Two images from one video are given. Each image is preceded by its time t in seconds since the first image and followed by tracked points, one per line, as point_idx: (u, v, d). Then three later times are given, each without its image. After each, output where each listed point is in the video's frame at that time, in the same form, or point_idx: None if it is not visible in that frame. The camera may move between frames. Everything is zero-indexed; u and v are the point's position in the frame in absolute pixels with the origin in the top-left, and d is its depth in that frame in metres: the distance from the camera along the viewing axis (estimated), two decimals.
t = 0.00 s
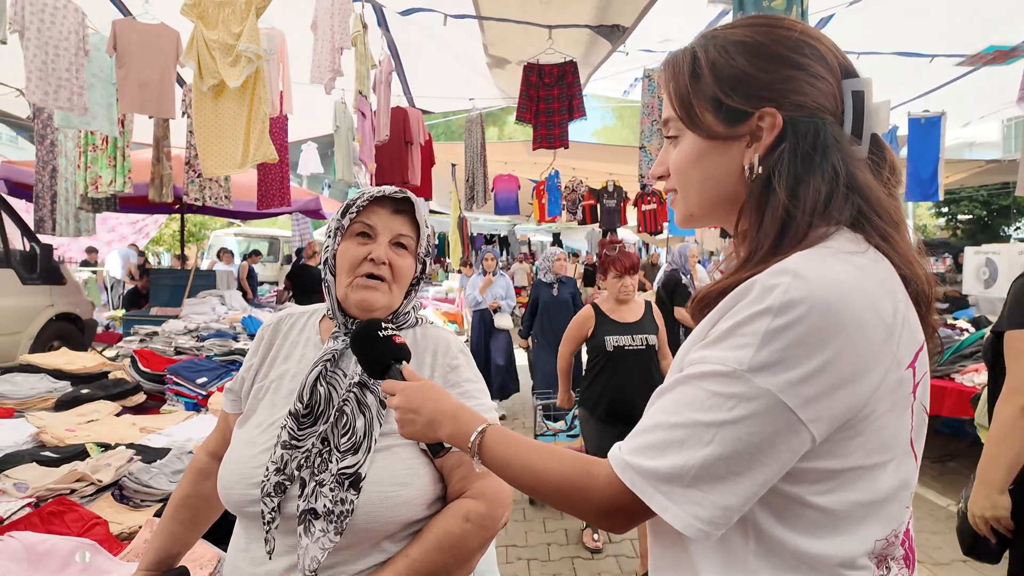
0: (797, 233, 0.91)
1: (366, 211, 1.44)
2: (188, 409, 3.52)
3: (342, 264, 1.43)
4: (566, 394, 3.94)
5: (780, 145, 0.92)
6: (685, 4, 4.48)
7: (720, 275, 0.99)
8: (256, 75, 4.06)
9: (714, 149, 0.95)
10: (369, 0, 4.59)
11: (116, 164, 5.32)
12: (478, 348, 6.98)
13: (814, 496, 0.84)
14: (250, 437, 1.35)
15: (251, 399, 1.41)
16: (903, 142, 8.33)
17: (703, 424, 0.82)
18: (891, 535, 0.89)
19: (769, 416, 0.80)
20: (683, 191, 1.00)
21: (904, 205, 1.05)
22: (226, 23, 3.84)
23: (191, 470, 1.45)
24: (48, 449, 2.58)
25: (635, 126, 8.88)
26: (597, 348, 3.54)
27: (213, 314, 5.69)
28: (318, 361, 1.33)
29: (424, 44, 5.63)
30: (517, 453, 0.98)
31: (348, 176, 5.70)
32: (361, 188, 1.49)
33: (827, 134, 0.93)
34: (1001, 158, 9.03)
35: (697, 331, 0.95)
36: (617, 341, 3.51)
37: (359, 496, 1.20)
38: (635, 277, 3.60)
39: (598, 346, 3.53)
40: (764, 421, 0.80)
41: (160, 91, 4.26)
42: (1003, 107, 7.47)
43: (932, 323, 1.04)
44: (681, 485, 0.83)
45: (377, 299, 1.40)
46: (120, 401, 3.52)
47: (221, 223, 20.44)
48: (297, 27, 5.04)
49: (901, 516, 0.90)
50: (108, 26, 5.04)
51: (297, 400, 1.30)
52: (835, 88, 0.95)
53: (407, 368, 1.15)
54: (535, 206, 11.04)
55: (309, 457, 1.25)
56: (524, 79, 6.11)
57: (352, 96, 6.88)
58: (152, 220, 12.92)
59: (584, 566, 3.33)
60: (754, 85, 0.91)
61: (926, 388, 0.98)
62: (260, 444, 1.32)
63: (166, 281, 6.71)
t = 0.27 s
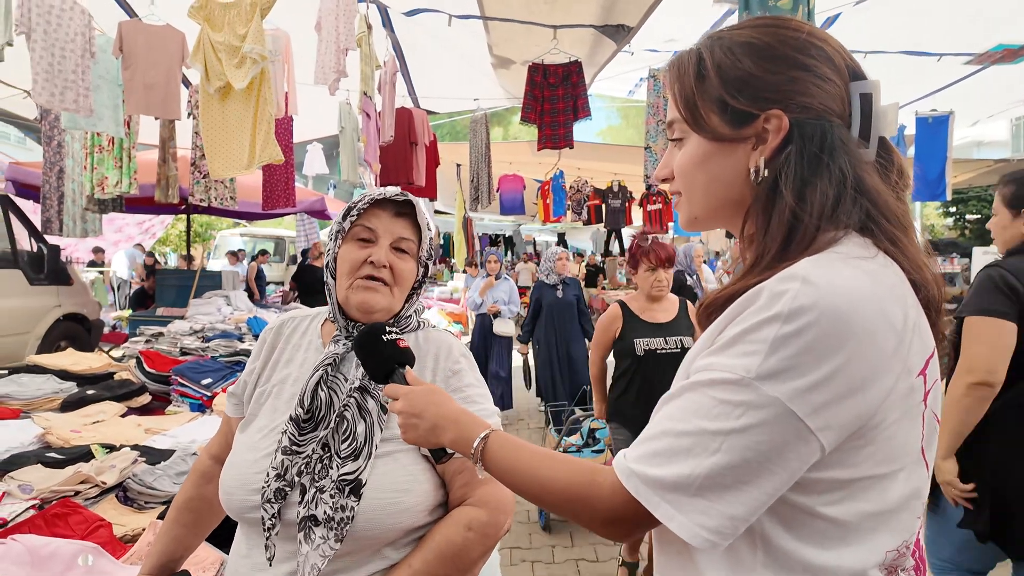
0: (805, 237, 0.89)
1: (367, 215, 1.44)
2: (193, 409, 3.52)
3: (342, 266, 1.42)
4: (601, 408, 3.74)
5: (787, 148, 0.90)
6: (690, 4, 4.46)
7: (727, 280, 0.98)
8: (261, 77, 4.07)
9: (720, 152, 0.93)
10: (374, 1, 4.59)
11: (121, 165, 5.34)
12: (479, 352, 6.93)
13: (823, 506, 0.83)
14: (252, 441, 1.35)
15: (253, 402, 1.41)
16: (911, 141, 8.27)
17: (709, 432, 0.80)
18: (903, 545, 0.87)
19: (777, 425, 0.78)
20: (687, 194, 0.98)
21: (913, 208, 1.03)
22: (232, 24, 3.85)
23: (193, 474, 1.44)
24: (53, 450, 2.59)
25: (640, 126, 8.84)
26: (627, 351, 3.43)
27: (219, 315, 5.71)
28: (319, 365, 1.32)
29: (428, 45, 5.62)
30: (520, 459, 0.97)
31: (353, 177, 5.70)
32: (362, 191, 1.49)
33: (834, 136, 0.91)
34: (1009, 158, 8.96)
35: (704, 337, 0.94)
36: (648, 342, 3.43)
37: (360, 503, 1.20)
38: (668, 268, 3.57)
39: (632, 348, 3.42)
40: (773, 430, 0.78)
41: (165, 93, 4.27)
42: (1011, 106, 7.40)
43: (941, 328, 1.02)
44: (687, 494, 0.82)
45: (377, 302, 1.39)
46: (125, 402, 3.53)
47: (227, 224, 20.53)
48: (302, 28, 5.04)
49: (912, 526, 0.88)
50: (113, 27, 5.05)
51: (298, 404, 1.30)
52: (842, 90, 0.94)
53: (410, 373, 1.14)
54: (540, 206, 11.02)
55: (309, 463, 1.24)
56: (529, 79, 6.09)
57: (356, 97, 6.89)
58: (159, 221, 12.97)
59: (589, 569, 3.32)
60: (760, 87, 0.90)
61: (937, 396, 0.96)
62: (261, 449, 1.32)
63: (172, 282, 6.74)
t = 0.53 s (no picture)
0: (806, 237, 0.88)
1: (364, 213, 1.44)
2: (196, 409, 3.53)
3: (338, 266, 1.42)
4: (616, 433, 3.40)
5: (786, 146, 0.89)
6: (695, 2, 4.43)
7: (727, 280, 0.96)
8: (265, 76, 4.07)
9: (718, 150, 0.92)
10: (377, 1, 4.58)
11: (127, 165, 5.36)
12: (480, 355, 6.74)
13: (824, 511, 0.82)
14: (249, 443, 1.34)
15: (251, 403, 1.41)
16: (918, 140, 8.20)
17: (709, 436, 0.79)
18: (906, 550, 0.85)
19: (778, 429, 0.77)
20: (686, 192, 0.97)
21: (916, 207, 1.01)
22: (236, 24, 3.85)
23: (192, 475, 1.44)
24: (56, 450, 2.60)
25: (645, 125, 8.81)
26: (653, 371, 3.08)
27: (223, 315, 5.73)
28: (316, 365, 1.32)
29: (432, 45, 5.61)
30: (517, 462, 0.96)
31: (357, 177, 5.70)
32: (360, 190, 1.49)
33: (835, 134, 0.89)
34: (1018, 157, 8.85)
35: (703, 339, 0.92)
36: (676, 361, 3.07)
37: (356, 506, 1.19)
38: (696, 276, 3.26)
39: (659, 366, 3.07)
40: (773, 433, 0.77)
41: (170, 93, 4.28)
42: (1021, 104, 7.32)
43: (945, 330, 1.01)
44: (687, 499, 0.81)
45: (372, 301, 1.38)
46: (129, 402, 3.54)
47: (233, 224, 20.60)
48: (306, 28, 5.05)
49: (915, 531, 0.87)
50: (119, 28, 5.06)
51: (295, 405, 1.29)
52: (843, 86, 0.92)
53: (406, 374, 1.13)
54: (544, 206, 11.00)
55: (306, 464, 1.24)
56: (532, 78, 6.08)
57: (360, 97, 6.89)
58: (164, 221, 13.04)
59: (592, 570, 3.30)
60: (760, 84, 0.88)
61: (942, 398, 0.94)
62: (258, 450, 1.32)
63: (178, 282, 6.77)
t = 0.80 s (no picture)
0: (801, 229, 0.87)
1: (363, 209, 1.43)
2: (199, 407, 3.53)
3: (335, 261, 1.42)
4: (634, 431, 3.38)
5: (780, 135, 0.88)
6: None
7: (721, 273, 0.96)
8: (268, 74, 4.08)
9: (713, 140, 0.91)
10: (380, 0, 4.59)
11: (131, 164, 5.39)
12: (485, 356, 6.52)
13: (821, 506, 0.81)
14: (245, 438, 1.34)
15: (247, 399, 1.40)
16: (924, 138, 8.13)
17: (704, 431, 0.78)
18: (904, 545, 0.84)
19: (775, 422, 0.76)
20: (680, 184, 0.96)
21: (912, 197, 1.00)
22: (238, 23, 3.87)
23: (188, 471, 1.44)
24: (58, 447, 2.61)
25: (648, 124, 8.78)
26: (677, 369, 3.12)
27: (227, 314, 5.75)
28: (312, 361, 1.31)
29: (435, 44, 5.61)
30: (510, 457, 0.95)
31: (360, 176, 5.71)
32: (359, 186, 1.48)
33: (830, 124, 0.89)
34: None
35: (698, 332, 0.91)
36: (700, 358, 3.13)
37: (350, 501, 1.19)
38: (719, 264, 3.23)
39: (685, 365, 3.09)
40: (770, 427, 0.76)
41: (173, 93, 4.30)
42: None
43: (940, 321, 1.00)
44: (683, 494, 0.80)
45: (368, 298, 1.38)
46: (132, 400, 3.56)
47: (238, 224, 20.67)
48: (309, 26, 5.05)
49: (912, 525, 0.86)
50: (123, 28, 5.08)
51: (291, 401, 1.29)
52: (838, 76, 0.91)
53: (399, 369, 1.13)
54: (548, 205, 10.99)
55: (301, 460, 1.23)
56: (535, 77, 6.07)
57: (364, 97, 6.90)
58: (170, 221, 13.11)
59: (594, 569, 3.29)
60: (754, 73, 0.88)
61: (939, 391, 0.93)
62: (253, 446, 1.31)
63: (182, 281, 6.80)
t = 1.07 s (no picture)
0: (799, 224, 0.86)
1: (363, 208, 1.42)
2: (202, 406, 3.54)
3: (336, 261, 1.41)
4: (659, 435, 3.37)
5: (777, 130, 0.87)
6: None
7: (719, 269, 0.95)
8: (270, 74, 4.09)
9: (710, 136, 0.91)
10: None
11: (134, 164, 5.39)
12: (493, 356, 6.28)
13: (821, 504, 0.80)
14: (243, 436, 1.34)
15: (246, 397, 1.40)
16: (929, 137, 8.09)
17: (704, 428, 0.77)
18: (903, 543, 0.84)
19: (775, 419, 0.75)
20: (677, 180, 0.95)
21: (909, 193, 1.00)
22: (239, 23, 3.88)
23: (187, 469, 1.44)
24: (61, 446, 2.63)
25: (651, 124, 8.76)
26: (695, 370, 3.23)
27: (230, 313, 5.76)
28: (311, 359, 1.31)
29: (437, 43, 5.61)
30: (507, 456, 0.94)
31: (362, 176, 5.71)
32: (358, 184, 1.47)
33: (828, 118, 0.88)
34: None
35: (695, 330, 0.91)
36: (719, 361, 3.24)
37: (348, 499, 1.19)
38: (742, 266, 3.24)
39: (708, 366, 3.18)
40: (769, 424, 0.75)
41: (177, 93, 4.31)
42: None
43: (938, 318, 0.99)
44: (682, 493, 0.79)
45: (369, 297, 1.38)
46: (134, 399, 3.57)
47: (242, 224, 20.72)
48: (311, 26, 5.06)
49: (912, 523, 0.85)
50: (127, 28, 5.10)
51: (289, 399, 1.28)
52: (835, 71, 0.91)
53: (397, 369, 1.12)
54: (551, 205, 10.97)
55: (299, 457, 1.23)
56: (537, 77, 6.06)
57: (366, 97, 6.91)
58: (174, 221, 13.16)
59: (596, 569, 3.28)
60: (751, 68, 0.87)
61: (938, 388, 0.93)
62: (252, 444, 1.31)
63: (186, 281, 6.82)
